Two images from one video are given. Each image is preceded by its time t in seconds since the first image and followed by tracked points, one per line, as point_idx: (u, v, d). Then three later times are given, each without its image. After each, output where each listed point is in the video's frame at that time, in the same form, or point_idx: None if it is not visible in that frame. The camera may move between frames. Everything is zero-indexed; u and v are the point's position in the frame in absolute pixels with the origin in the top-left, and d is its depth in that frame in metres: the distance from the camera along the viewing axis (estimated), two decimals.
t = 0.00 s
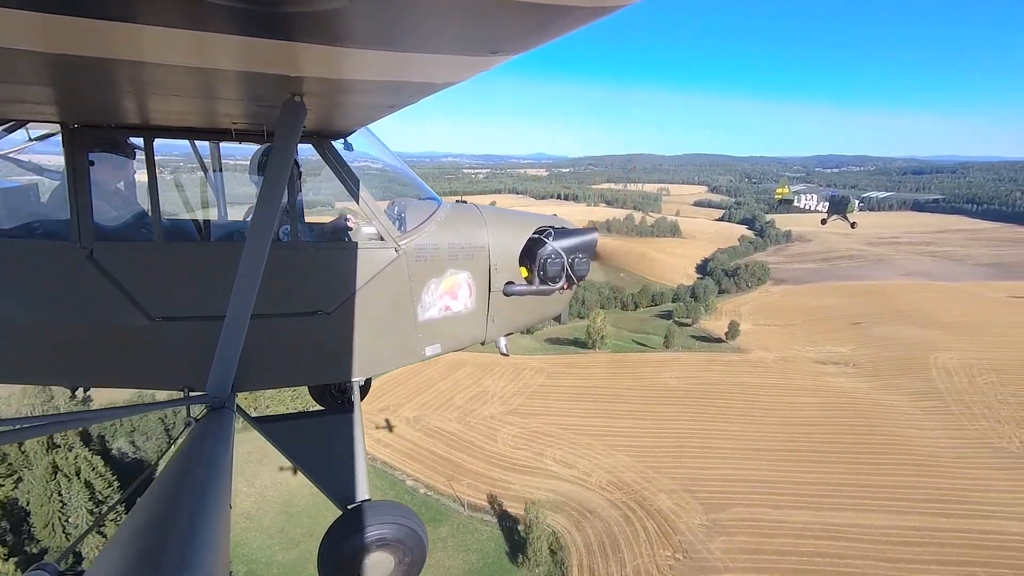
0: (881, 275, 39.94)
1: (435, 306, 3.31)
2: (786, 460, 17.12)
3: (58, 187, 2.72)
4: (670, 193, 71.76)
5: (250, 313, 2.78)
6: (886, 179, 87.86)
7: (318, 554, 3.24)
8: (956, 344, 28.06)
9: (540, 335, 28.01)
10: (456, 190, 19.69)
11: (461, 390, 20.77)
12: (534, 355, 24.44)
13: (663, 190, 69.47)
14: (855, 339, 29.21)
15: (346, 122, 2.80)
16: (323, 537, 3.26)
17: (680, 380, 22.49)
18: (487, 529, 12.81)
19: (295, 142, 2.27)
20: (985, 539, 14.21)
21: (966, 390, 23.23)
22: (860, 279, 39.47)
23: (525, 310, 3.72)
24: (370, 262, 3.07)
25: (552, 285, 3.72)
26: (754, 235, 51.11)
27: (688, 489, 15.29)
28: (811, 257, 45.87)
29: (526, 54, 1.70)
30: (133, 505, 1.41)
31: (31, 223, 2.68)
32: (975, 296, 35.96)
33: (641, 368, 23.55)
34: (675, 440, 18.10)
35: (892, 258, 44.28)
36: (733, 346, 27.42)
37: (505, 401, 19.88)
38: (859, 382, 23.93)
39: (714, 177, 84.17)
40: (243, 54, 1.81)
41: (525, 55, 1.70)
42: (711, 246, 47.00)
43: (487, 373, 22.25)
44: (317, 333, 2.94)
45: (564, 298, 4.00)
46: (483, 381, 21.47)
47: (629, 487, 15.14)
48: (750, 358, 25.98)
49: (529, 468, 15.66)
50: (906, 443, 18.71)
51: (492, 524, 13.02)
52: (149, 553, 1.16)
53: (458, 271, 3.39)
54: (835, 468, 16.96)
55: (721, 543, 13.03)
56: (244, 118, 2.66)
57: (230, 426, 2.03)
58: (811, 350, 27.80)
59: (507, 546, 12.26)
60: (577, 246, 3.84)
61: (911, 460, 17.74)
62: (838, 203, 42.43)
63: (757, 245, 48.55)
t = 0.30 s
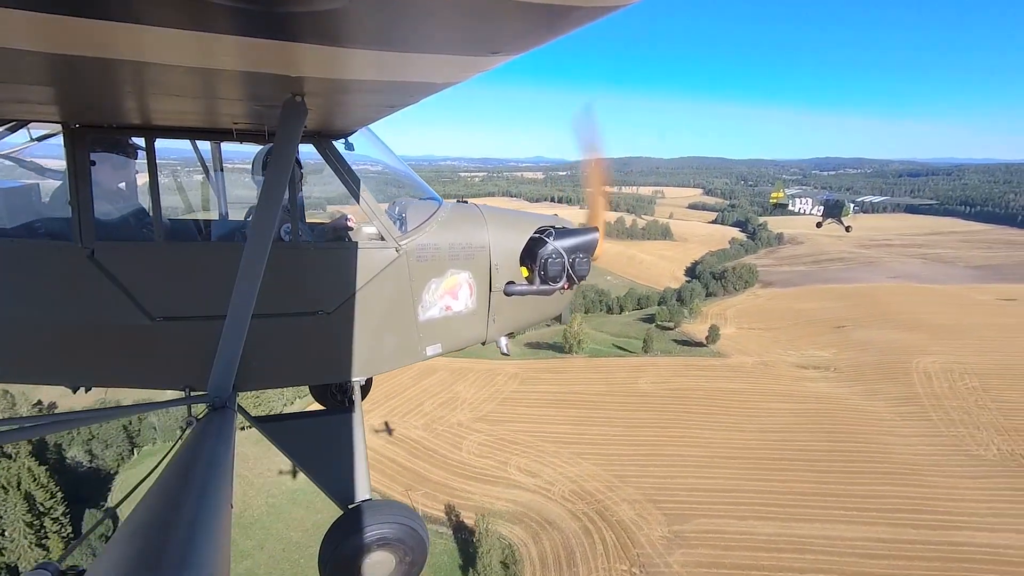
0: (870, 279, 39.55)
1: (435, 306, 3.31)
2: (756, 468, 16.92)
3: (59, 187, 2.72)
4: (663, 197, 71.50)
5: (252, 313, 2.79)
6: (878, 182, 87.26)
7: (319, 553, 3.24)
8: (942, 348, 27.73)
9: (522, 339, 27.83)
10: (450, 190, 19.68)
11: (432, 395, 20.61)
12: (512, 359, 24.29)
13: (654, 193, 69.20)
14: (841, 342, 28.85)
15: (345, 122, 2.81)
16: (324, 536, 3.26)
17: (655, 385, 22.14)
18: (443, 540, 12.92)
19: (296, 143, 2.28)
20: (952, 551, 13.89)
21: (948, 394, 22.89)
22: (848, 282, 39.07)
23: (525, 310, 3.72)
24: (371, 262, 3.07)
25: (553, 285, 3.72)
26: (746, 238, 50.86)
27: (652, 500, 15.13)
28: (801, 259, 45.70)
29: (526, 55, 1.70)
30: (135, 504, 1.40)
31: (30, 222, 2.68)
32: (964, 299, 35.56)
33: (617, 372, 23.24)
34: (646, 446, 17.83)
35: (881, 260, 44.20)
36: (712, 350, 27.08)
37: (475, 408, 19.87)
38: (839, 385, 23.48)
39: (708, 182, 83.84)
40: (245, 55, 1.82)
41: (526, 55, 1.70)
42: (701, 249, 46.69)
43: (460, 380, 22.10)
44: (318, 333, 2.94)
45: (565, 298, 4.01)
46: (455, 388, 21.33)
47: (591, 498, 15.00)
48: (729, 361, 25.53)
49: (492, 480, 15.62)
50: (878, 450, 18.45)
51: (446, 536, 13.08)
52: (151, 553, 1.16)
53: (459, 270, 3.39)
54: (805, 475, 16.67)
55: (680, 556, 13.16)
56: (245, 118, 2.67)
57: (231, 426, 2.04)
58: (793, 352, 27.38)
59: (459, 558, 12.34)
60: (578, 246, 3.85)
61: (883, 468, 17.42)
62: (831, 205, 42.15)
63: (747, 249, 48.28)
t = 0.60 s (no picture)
0: (857, 283, 39.00)
1: (435, 310, 3.31)
2: (723, 480, 16.70)
3: (58, 192, 2.73)
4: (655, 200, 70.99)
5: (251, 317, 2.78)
6: (866, 185, 86.68)
7: (319, 556, 3.24)
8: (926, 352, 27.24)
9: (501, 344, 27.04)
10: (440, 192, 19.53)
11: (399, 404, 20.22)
12: (486, 368, 23.77)
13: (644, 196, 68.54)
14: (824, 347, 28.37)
15: (345, 126, 2.81)
16: (324, 542, 3.25)
17: (629, 393, 21.76)
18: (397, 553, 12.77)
19: (296, 147, 2.28)
20: (917, 561, 13.87)
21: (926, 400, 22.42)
22: (834, 286, 38.49)
23: (525, 314, 3.72)
24: (371, 265, 3.07)
25: (553, 288, 3.72)
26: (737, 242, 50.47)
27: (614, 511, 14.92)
28: (792, 261, 45.28)
29: (526, 59, 1.70)
30: (134, 509, 1.40)
31: (30, 226, 2.69)
32: (949, 302, 34.95)
33: (592, 379, 22.85)
34: (614, 456, 17.56)
35: (871, 263, 43.81)
36: (690, 355, 26.53)
37: (442, 415, 19.57)
38: (817, 393, 23.07)
39: (704, 185, 83.26)
40: (246, 59, 1.82)
41: (525, 59, 1.70)
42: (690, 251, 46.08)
43: (430, 386, 21.69)
44: (319, 337, 2.94)
45: (564, 301, 4.02)
46: (423, 396, 20.90)
47: (550, 509, 14.75)
48: (706, 366, 25.11)
49: (455, 489, 15.38)
50: (851, 459, 18.16)
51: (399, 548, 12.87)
52: (152, 557, 1.15)
53: (458, 274, 3.39)
54: (775, 485, 16.47)
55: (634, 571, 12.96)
56: (246, 123, 2.67)
57: (230, 431, 2.03)
58: (772, 358, 26.82)
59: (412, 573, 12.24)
60: (578, 250, 3.85)
61: (856, 477, 17.20)
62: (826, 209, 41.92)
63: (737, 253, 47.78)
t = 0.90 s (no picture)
0: (845, 282, 36.73)
1: (435, 320, 3.31)
2: (694, 484, 14.01)
3: (60, 205, 2.73)
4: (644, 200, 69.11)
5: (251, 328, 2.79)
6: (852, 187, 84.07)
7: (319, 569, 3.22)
8: (918, 348, 25.07)
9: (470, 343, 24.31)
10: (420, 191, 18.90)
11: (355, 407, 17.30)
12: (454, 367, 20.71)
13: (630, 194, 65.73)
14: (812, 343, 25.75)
15: (344, 138, 2.82)
16: (324, 554, 3.23)
17: (603, 395, 18.93)
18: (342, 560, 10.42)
19: (297, 158, 2.28)
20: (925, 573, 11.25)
21: (922, 396, 20.05)
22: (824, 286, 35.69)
23: (524, 324, 3.72)
24: (371, 276, 3.08)
25: (553, 298, 3.71)
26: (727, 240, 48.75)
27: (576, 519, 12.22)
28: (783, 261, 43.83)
29: (525, 71, 1.71)
30: (134, 523, 1.39)
31: (33, 240, 2.69)
32: (936, 303, 32.48)
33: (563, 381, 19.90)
34: (573, 461, 14.70)
35: (862, 262, 42.52)
36: (672, 355, 23.43)
37: (408, 419, 16.78)
38: (796, 395, 20.03)
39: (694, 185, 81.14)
40: (245, 74, 1.84)
41: (525, 71, 1.71)
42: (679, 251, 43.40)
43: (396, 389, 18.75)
44: (318, 349, 2.94)
45: (564, 311, 4.02)
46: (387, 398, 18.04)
47: (501, 517, 12.28)
48: (686, 368, 22.16)
49: (399, 487, 13.16)
50: (834, 462, 15.37)
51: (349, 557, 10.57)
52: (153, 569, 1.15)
53: (458, 284, 3.39)
54: (742, 492, 13.65)
55: None
56: (245, 135, 2.68)
57: (228, 444, 2.02)
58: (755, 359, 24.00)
59: None
60: (577, 259, 3.85)
61: (822, 482, 14.32)
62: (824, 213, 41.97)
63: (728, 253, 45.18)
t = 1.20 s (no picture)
0: (832, 281, 35.91)
1: (434, 324, 3.31)
2: (657, 487, 13.21)
3: (59, 211, 2.73)
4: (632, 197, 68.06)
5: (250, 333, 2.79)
6: (841, 184, 83.08)
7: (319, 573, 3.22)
8: (905, 345, 24.41)
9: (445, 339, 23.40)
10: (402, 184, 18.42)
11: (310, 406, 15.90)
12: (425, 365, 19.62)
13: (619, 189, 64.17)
14: (798, 342, 24.94)
15: (344, 143, 2.83)
16: (323, 559, 3.23)
17: (576, 395, 17.99)
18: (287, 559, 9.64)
19: (295, 163, 2.28)
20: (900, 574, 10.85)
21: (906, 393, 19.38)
22: (810, 286, 34.76)
23: (523, 328, 3.72)
24: (370, 281, 3.08)
25: (552, 301, 3.72)
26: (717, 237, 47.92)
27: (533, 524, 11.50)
28: (773, 258, 43.20)
29: (523, 76, 1.71)
30: (132, 531, 1.38)
31: (31, 245, 2.68)
32: (922, 300, 31.70)
33: (536, 380, 18.98)
34: (537, 463, 13.95)
35: (852, 260, 42.04)
36: (651, 355, 22.47)
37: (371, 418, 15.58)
38: (772, 395, 19.21)
39: (683, 182, 80.19)
40: (244, 79, 1.83)
41: (523, 76, 1.71)
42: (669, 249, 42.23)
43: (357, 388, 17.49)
44: (317, 354, 2.94)
45: (563, 314, 4.02)
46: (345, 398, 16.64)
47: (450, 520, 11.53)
48: (662, 368, 21.21)
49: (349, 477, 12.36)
50: (806, 462, 14.61)
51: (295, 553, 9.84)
52: None
53: (458, 288, 3.40)
54: (706, 497, 12.91)
55: None
56: (244, 140, 2.68)
57: (226, 449, 2.02)
58: (733, 359, 23.11)
59: None
60: (576, 263, 3.85)
61: (790, 484, 13.51)
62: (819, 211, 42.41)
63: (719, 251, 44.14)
